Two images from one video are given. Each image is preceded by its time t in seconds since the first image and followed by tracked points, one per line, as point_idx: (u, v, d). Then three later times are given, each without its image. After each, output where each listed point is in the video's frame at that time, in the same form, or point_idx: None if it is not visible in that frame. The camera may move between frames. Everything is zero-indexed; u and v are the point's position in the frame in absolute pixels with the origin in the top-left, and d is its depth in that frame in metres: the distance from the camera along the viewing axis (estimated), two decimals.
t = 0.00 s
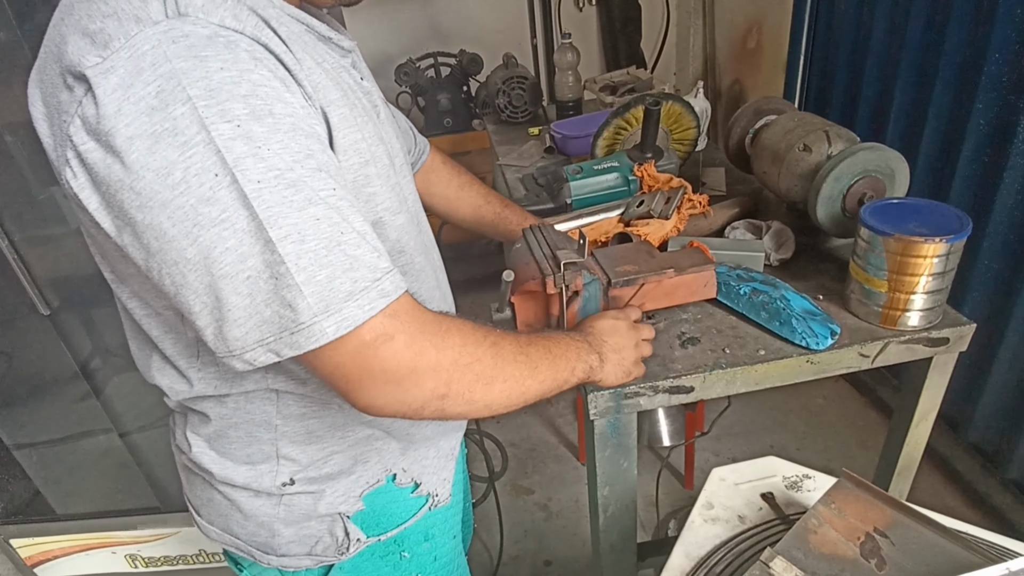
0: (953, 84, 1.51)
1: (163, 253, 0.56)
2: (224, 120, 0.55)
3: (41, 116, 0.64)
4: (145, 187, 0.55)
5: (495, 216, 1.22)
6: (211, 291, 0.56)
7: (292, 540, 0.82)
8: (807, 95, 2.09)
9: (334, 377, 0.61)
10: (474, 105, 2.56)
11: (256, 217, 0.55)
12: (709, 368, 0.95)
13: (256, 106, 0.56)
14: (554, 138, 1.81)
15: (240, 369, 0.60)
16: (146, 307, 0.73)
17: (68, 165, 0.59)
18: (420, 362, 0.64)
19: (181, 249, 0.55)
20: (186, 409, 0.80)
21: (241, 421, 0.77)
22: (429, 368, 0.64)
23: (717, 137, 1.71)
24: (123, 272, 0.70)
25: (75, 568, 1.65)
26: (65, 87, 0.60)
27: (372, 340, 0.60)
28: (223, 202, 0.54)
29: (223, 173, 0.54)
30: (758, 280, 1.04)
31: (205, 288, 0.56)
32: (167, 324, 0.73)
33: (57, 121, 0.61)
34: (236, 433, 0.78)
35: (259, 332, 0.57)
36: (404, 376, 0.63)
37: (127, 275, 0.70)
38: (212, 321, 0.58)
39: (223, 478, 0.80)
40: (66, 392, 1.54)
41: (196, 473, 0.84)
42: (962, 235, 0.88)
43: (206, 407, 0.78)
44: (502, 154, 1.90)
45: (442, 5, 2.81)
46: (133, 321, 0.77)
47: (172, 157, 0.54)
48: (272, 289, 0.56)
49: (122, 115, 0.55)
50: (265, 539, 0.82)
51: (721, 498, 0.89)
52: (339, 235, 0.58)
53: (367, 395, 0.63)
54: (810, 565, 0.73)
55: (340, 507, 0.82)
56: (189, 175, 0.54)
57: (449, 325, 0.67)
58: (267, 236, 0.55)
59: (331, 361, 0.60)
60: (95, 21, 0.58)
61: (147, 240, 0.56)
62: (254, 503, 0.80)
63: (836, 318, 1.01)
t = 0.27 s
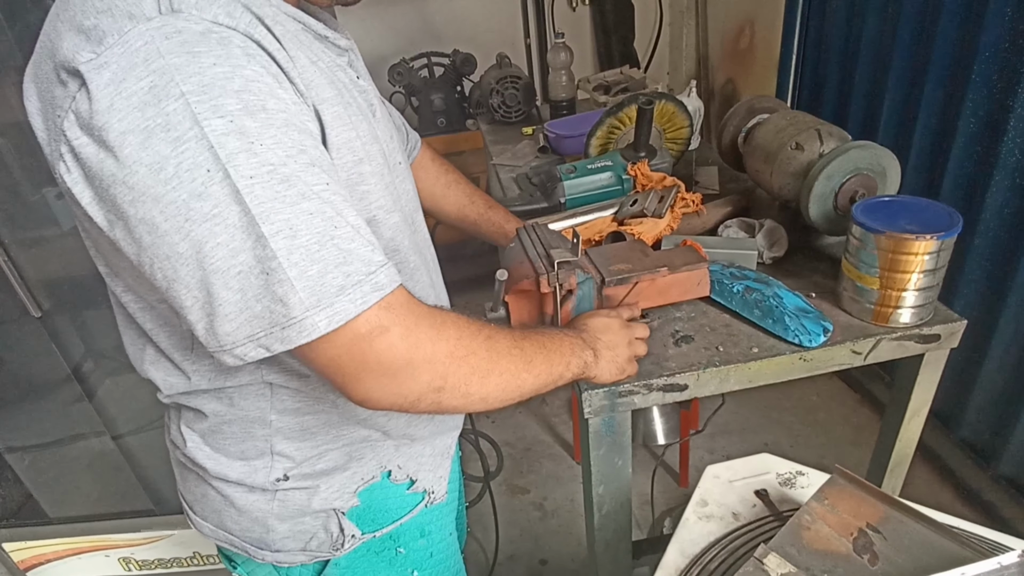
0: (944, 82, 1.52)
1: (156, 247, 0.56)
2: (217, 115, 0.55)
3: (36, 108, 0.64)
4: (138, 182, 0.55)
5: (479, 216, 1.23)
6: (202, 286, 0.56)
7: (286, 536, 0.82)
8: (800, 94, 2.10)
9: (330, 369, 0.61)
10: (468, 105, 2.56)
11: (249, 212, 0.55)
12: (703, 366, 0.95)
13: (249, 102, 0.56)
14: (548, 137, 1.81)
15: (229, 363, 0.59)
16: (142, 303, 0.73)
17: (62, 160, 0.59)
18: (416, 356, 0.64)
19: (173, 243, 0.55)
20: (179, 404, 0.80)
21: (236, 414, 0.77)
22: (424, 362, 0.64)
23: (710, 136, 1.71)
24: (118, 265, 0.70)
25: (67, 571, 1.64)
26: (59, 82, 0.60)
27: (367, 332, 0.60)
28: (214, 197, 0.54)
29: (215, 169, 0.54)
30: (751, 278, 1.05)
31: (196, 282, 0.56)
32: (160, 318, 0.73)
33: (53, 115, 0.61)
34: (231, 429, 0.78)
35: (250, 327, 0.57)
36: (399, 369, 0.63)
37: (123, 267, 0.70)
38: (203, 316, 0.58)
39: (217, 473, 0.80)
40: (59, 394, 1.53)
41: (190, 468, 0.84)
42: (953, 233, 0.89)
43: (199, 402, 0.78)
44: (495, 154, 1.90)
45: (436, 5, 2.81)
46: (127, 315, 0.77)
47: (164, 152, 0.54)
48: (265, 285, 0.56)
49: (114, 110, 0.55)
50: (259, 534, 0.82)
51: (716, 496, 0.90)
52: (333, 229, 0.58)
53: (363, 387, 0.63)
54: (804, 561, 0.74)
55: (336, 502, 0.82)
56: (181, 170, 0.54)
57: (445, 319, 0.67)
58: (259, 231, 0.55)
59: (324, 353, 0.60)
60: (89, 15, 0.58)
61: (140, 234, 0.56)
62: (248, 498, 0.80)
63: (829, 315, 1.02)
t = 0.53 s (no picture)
0: (938, 82, 1.52)
1: (158, 247, 0.55)
2: (216, 111, 0.55)
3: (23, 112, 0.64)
4: (137, 181, 0.54)
5: (474, 212, 1.22)
6: (208, 284, 0.55)
7: (268, 540, 0.82)
8: (794, 93, 2.10)
9: (342, 356, 0.61)
10: (463, 104, 2.56)
11: (256, 206, 0.55)
12: (697, 364, 0.95)
13: (246, 98, 0.56)
14: (543, 136, 1.81)
15: (234, 363, 0.59)
16: (127, 310, 0.72)
17: (55, 163, 0.59)
18: (432, 341, 0.64)
19: (177, 242, 0.55)
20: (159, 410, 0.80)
21: (218, 422, 0.77)
22: (440, 346, 0.65)
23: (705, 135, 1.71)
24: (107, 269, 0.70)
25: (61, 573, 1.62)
26: (50, 85, 0.59)
27: (382, 317, 0.60)
28: (218, 192, 0.54)
29: (217, 164, 0.54)
30: (745, 277, 1.05)
31: (202, 281, 0.55)
32: (148, 321, 0.73)
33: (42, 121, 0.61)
34: (213, 432, 0.78)
35: (255, 323, 0.57)
36: (417, 353, 0.63)
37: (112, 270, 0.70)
38: (209, 317, 0.57)
39: (199, 476, 0.80)
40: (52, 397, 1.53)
41: (173, 470, 0.84)
42: (946, 231, 0.89)
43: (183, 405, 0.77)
44: (490, 153, 1.90)
45: (431, 4, 2.81)
46: (113, 318, 0.77)
47: (163, 149, 0.54)
48: (277, 279, 0.55)
49: (108, 111, 0.54)
50: (241, 537, 0.82)
51: (710, 495, 0.90)
52: (341, 220, 0.58)
53: (380, 372, 0.63)
54: (798, 559, 0.74)
55: (318, 505, 0.82)
56: (182, 168, 0.54)
57: (459, 304, 0.68)
58: (267, 224, 0.55)
59: (337, 342, 0.60)
60: (78, 18, 0.58)
61: (142, 233, 0.55)
62: (230, 501, 0.80)
63: (823, 314, 1.02)
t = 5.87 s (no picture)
0: (927, 47, 1.52)
1: (109, 101, 0.61)
2: None
3: None
4: (99, 40, 0.59)
5: (443, 167, 1.21)
6: (141, 141, 0.61)
7: (214, 416, 0.89)
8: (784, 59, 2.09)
9: (236, 244, 0.66)
10: (450, 67, 2.52)
11: (182, 84, 0.59)
12: (684, 319, 0.96)
13: None
14: (531, 98, 1.80)
15: (163, 218, 0.64)
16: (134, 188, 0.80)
17: (58, 20, 0.63)
18: (319, 250, 0.67)
19: (121, 99, 0.60)
20: (147, 296, 0.89)
21: (186, 301, 0.84)
22: (324, 261, 0.68)
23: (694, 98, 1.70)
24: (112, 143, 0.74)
25: (45, 532, 1.62)
26: None
27: (270, 218, 0.64)
28: (158, 63, 0.59)
29: (161, 40, 0.58)
30: (732, 235, 1.05)
31: (136, 135, 0.61)
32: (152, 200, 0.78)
33: None
34: (180, 312, 0.86)
35: (176, 188, 0.62)
36: (300, 259, 0.67)
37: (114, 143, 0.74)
38: (141, 167, 0.63)
39: (163, 344, 0.88)
40: (32, 356, 1.51)
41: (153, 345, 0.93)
42: (931, 188, 0.90)
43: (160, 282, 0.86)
44: (478, 115, 1.88)
45: None
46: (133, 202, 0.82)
47: (122, 18, 0.59)
48: (183, 149, 0.60)
49: None
50: (195, 408, 0.90)
51: (693, 446, 0.91)
52: (260, 119, 0.62)
53: (262, 268, 0.67)
54: (778, 503, 0.76)
55: (257, 394, 0.87)
56: (133, 36, 0.59)
57: (362, 233, 0.71)
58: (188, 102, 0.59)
59: (231, 226, 0.64)
60: None
61: (98, 86, 0.61)
62: (187, 372, 0.88)
63: (807, 272, 1.03)
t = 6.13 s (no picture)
0: (927, 48, 1.52)
1: (114, 102, 0.61)
2: None
3: None
4: (106, 41, 0.59)
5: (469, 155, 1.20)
6: (146, 143, 0.61)
7: (221, 414, 0.89)
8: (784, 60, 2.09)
9: (238, 247, 0.66)
10: (450, 67, 2.52)
11: (187, 87, 0.59)
12: (685, 320, 0.96)
13: None
14: (532, 98, 1.80)
15: (167, 220, 0.64)
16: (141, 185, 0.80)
17: (66, 20, 0.63)
18: (321, 254, 0.67)
19: (126, 100, 0.60)
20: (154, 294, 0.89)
21: (193, 299, 0.84)
22: (326, 264, 0.68)
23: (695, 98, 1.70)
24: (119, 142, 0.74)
25: (44, 531, 1.62)
26: None
27: (272, 222, 0.65)
28: (163, 67, 0.59)
29: (166, 43, 0.58)
30: (733, 235, 1.05)
31: (140, 138, 0.61)
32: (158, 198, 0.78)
33: None
34: (189, 311, 0.86)
35: (181, 190, 0.62)
36: (302, 262, 0.67)
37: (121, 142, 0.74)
38: (144, 168, 0.63)
39: (171, 343, 0.89)
40: (32, 355, 1.51)
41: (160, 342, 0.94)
42: (933, 189, 0.90)
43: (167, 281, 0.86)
44: (478, 115, 1.88)
45: None
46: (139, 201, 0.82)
47: (128, 20, 0.59)
48: (187, 152, 0.61)
49: None
50: (202, 407, 0.90)
51: (694, 447, 0.91)
52: (264, 123, 0.62)
53: (263, 272, 0.67)
54: (779, 504, 0.76)
55: (265, 391, 0.87)
56: (140, 38, 0.58)
57: (364, 237, 0.71)
58: (192, 104, 0.59)
59: (233, 229, 0.65)
60: None
61: (103, 88, 0.61)
62: (195, 371, 0.89)
63: (808, 272, 1.03)
